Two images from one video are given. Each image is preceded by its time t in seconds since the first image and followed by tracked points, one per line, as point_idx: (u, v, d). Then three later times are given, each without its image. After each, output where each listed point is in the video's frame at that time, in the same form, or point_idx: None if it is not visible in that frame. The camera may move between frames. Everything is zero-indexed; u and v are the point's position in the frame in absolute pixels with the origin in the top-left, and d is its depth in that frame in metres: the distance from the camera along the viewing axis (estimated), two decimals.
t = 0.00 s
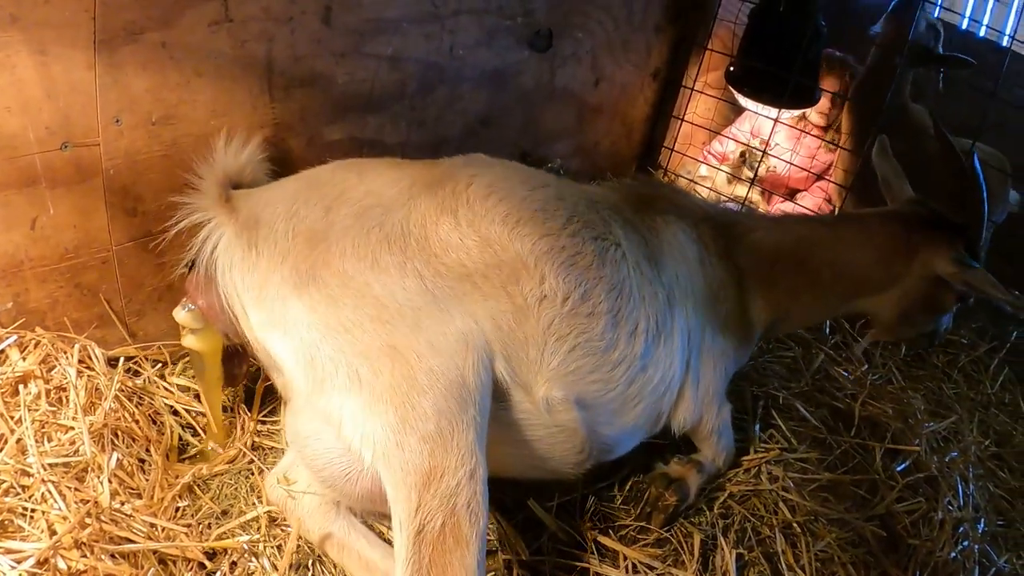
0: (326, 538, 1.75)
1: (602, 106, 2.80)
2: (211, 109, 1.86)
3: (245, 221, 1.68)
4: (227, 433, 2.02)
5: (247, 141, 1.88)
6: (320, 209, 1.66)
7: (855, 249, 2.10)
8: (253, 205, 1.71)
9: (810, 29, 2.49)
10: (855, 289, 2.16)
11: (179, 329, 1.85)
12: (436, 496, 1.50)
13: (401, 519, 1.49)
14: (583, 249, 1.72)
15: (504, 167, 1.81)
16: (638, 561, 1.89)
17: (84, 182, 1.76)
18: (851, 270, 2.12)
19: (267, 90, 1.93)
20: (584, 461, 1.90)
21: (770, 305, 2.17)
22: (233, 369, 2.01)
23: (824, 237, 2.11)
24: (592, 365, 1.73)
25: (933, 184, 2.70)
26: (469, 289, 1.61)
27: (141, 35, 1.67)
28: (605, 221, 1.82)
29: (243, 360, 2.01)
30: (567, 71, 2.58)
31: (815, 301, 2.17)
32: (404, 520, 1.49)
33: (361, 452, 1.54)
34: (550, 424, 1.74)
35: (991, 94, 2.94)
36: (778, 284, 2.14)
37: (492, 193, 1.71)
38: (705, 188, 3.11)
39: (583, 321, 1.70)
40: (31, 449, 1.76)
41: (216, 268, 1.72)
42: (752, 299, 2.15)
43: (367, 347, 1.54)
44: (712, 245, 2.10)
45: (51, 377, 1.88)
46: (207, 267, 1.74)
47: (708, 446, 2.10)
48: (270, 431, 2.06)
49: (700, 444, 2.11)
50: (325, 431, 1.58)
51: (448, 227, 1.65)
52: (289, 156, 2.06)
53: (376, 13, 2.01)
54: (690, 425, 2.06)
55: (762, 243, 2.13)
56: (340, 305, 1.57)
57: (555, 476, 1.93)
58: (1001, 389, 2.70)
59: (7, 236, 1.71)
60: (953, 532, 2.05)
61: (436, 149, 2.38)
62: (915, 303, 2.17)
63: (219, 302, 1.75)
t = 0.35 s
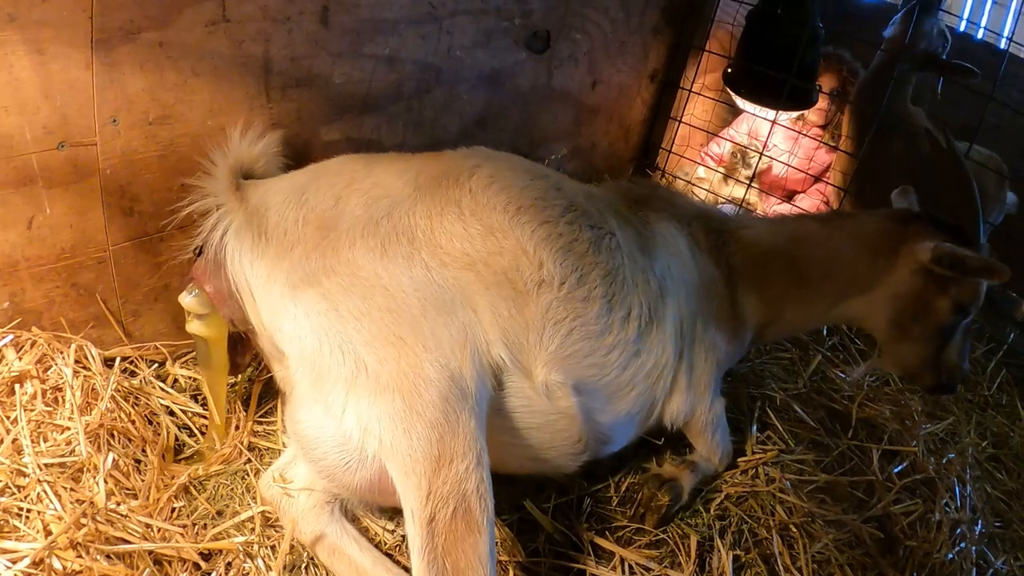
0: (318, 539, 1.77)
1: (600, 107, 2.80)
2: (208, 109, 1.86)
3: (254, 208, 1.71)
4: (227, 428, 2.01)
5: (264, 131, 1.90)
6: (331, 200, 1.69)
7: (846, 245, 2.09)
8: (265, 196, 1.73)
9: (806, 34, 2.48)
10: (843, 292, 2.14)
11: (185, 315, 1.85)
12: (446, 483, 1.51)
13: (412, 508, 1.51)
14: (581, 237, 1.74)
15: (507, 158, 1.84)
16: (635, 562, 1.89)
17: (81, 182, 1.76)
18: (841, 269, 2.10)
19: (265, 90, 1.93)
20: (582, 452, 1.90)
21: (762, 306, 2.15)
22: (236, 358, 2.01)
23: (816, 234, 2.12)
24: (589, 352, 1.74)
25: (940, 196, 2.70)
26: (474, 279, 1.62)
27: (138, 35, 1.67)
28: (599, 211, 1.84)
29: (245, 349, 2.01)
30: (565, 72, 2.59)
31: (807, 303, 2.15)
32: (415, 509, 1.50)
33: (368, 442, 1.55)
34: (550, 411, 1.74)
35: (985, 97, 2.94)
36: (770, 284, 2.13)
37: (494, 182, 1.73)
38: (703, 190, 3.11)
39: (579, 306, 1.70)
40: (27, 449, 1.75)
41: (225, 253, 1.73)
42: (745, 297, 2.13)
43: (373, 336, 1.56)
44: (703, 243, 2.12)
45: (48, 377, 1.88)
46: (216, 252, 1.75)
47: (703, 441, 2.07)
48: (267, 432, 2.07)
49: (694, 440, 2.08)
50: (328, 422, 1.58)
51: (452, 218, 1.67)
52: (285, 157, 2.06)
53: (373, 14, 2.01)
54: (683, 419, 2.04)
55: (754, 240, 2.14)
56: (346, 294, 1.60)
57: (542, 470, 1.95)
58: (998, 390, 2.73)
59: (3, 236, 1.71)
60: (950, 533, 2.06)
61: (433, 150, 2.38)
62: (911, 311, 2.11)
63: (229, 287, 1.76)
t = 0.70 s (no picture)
0: (317, 539, 1.77)
1: (599, 108, 2.80)
2: (208, 109, 1.86)
3: (241, 221, 1.71)
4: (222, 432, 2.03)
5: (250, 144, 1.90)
6: (314, 209, 1.69)
7: (838, 236, 2.09)
8: (247, 206, 1.74)
9: (806, 34, 2.48)
10: (834, 285, 2.12)
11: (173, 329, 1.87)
12: (437, 490, 1.51)
13: (405, 517, 1.51)
14: (561, 244, 1.74)
15: (486, 165, 1.84)
16: (634, 562, 1.89)
17: (80, 181, 1.76)
18: (833, 261, 2.09)
19: (265, 91, 1.93)
20: (576, 468, 1.91)
21: (755, 306, 2.14)
22: (224, 369, 2.04)
23: (806, 225, 2.12)
24: (575, 361, 1.74)
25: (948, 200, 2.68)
26: (452, 288, 1.63)
27: (139, 35, 1.68)
28: (582, 216, 1.83)
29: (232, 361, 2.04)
30: (565, 73, 2.59)
31: (801, 296, 2.14)
32: (408, 518, 1.50)
33: (358, 452, 1.55)
34: (538, 421, 1.74)
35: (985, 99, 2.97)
36: (759, 281, 2.12)
37: (473, 190, 1.73)
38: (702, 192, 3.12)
39: (562, 314, 1.71)
40: (26, 449, 1.75)
41: (210, 266, 1.74)
42: (736, 294, 2.12)
43: (356, 345, 1.57)
44: (690, 243, 2.09)
45: (47, 376, 1.88)
46: (200, 267, 1.77)
47: (703, 447, 2.08)
48: (267, 432, 2.06)
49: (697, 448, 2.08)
50: (318, 434, 1.58)
51: (431, 227, 1.67)
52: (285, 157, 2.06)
53: (373, 14, 2.01)
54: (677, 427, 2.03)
55: (745, 235, 2.14)
56: (329, 303, 1.60)
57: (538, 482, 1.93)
58: (997, 392, 2.74)
59: (3, 236, 1.71)
60: (949, 534, 2.06)
61: (433, 150, 2.38)
62: (913, 301, 2.09)
63: (214, 302, 1.77)
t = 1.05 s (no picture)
0: (318, 538, 1.78)
1: (600, 108, 2.80)
2: (209, 109, 1.86)
3: (247, 217, 1.72)
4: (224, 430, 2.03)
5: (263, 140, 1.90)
6: (321, 209, 1.69)
7: (840, 240, 2.09)
8: (255, 205, 1.74)
9: (806, 36, 2.49)
10: (833, 293, 2.12)
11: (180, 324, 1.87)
12: (442, 490, 1.52)
13: (410, 516, 1.51)
14: (565, 244, 1.74)
15: (491, 165, 1.84)
16: (631, 562, 1.88)
17: (82, 181, 1.76)
18: (834, 265, 2.09)
19: (266, 91, 1.93)
20: (578, 467, 1.91)
21: (754, 309, 2.14)
22: (231, 364, 2.03)
23: (809, 232, 2.12)
24: (578, 360, 1.75)
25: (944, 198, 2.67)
26: (458, 288, 1.63)
27: (140, 35, 1.68)
28: (585, 216, 1.84)
29: (241, 357, 2.03)
30: (565, 74, 2.59)
31: (801, 303, 2.13)
32: (413, 517, 1.51)
33: (363, 452, 1.56)
34: (541, 422, 1.74)
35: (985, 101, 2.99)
36: (759, 285, 2.12)
37: (478, 191, 1.74)
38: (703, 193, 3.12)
39: (566, 314, 1.72)
40: (27, 448, 1.76)
41: (218, 263, 1.74)
42: (736, 298, 2.12)
43: (363, 345, 1.57)
44: (693, 242, 2.10)
45: (48, 375, 1.88)
46: (208, 262, 1.76)
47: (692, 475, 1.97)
48: (267, 431, 2.07)
49: (688, 466, 1.97)
50: (323, 434, 1.59)
51: (440, 227, 1.68)
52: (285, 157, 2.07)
53: (374, 14, 2.02)
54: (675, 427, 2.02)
55: (749, 236, 2.15)
56: (336, 302, 1.61)
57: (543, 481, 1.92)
58: (997, 393, 2.76)
59: (4, 235, 1.71)
60: (949, 535, 2.07)
61: (434, 151, 2.38)
62: (919, 306, 2.07)
63: (222, 299, 1.77)
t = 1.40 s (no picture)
0: (317, 535, 1.78)
1: (601, 108, 2.80)
2: (212, 107, 1.86)
3: (253, 214, 1.72)
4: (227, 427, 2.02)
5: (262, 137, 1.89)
6: (328, 204, 1.70)
7: (842, 243, 2.10)
8: (262, 200, 1.74)
9: (807, 37, 2.49)
10: (833, 298, 2.12)
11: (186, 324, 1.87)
12: (443, 488, 1.53)
13: (412, 514, 1.52)
14: (571, 234, 1.74)
15: (499, 156, 1.83)
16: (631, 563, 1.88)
17: (84, 178, 1.76)
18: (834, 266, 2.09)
19: (268, 89, 1.93)
20: (578, 456, 1.91)
21: (755, 309, 2.14)
22: (236, 364, 2.03)
23: (812, 236, 2.12)
24: (582, 350, 1.75)
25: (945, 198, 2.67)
26: (466, 281, 1.64)
27: (143, 33, 1.68)
28: (591, 208, 1.83)
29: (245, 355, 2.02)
30: (567, 73, 2.59)
31: (801, 306, 2.13)
32: (415, 515, 1.52)
33: (366, 449, 1.57)
34: (545, 410, 1.75)
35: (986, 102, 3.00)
36: (759, 287, 2.13)
37: (486, 181, 1.73)
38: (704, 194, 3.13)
39: (571, 303, 1.71)
40: (28, 445, 1.76)
41: (224, 260, 1.74)
42: (737, 298, 2.12)
43: (368, 341, 1.58)
44: (696, 240, 2.10)
45: (50, 373, 1.88)
46: (214, 259, 1.77)
47: (697, 480, 1.96)
48: (269, 429, 2.07)
49: (690, 466, 1.97)
50: (327, 430, 1.60)
51: (446, 219, 1.68)
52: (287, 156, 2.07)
53: (376, 13, 2.02)
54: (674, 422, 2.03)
55: (750, 237, 2.15)
56: (343, 297, 1.62)
57: (538, 474, 1.94)
58: (998, 393, 2.76)
59: (6, 232, 1.71)
60: (949, 535, 2.07)
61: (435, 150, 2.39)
62: (921, 311, 2.07)
63: (229, 295, 1.77)
